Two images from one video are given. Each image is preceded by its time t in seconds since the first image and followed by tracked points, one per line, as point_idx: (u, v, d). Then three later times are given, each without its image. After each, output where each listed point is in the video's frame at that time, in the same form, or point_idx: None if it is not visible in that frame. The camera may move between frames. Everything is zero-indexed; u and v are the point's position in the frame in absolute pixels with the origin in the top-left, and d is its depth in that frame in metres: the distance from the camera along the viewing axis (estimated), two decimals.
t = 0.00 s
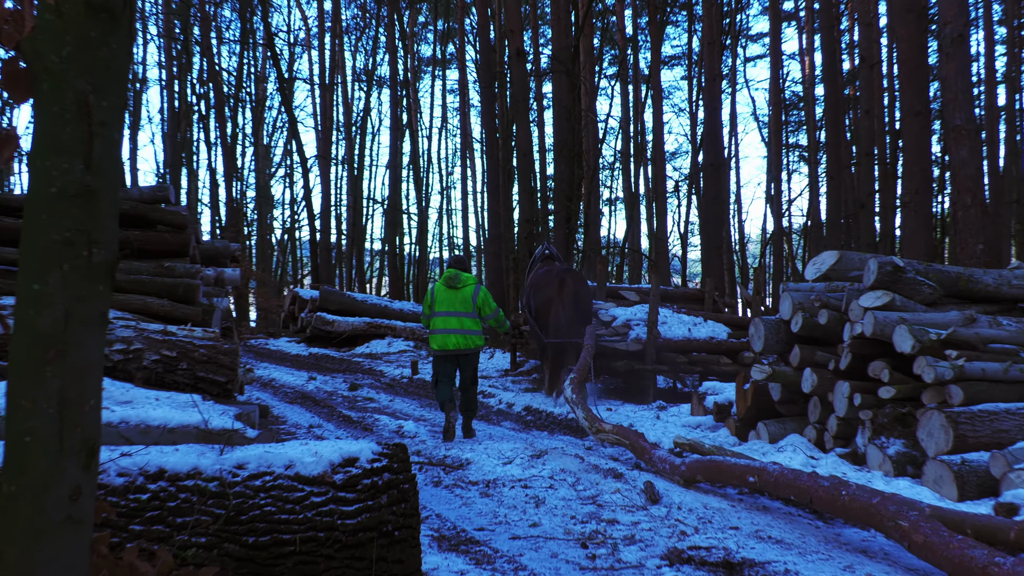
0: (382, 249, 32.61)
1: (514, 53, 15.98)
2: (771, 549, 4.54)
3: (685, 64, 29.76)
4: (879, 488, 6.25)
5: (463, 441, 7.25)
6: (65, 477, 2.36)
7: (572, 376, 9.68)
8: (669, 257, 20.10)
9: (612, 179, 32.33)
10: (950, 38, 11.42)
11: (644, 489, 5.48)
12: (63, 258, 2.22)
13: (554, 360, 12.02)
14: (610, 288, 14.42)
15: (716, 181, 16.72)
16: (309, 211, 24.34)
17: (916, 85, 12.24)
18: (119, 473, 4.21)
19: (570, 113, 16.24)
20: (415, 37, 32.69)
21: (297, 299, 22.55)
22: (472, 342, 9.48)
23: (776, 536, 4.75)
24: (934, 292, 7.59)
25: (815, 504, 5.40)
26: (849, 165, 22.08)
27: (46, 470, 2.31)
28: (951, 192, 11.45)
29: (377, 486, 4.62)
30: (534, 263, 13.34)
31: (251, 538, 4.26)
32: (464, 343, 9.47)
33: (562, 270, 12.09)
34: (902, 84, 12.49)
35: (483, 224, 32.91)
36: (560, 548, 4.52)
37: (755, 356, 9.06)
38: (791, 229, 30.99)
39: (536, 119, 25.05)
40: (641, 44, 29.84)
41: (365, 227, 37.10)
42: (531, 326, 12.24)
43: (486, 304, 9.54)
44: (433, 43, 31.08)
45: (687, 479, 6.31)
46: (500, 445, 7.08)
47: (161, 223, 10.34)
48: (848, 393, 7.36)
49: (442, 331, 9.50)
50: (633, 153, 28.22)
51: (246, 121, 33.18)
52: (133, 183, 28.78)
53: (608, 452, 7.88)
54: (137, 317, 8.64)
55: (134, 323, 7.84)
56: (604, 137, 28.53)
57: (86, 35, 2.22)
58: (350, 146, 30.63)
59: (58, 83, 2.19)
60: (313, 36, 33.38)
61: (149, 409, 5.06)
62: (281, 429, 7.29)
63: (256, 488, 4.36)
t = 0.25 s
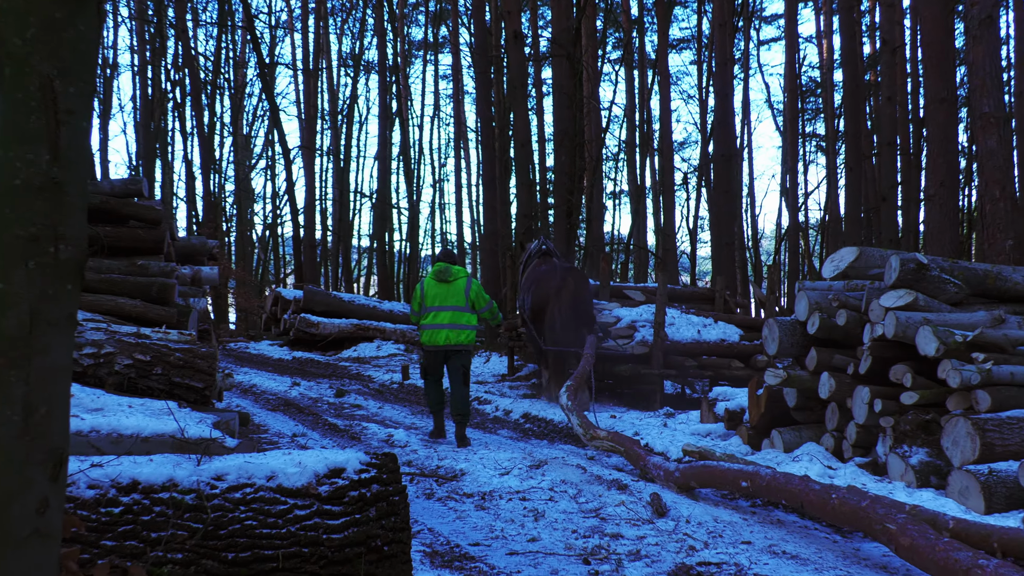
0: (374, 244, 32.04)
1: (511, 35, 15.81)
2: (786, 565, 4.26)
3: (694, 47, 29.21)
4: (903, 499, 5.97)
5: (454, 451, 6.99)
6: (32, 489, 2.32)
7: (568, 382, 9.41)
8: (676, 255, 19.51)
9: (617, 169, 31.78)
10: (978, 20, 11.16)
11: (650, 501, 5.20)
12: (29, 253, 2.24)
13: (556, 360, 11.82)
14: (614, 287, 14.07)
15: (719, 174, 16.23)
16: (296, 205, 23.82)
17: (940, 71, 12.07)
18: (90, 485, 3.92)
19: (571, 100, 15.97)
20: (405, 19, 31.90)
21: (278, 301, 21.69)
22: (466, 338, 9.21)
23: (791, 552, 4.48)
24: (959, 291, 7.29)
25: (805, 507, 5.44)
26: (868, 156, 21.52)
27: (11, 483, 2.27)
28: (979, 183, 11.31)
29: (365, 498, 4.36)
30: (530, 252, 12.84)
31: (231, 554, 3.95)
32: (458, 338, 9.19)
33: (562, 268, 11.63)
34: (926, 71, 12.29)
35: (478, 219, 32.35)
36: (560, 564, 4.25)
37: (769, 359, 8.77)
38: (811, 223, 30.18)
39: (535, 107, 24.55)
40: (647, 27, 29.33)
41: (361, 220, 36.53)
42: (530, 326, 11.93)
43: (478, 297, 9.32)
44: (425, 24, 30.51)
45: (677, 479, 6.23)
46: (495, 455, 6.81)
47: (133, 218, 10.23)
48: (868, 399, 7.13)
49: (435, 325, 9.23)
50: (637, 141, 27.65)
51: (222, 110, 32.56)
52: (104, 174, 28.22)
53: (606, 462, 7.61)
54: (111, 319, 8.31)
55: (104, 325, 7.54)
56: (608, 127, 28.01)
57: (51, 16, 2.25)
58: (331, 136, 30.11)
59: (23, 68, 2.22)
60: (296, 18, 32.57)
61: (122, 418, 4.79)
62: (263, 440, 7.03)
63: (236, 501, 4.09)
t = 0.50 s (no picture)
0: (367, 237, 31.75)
1: (506, 20, 15.86)
2: (791, 570, 4.11)
3: (695, 32, 28.89)
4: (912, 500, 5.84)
5: (447, 451, 6.85)
6: (9, 492, 2.21)
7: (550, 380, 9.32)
8: (676, 246, 19.19)
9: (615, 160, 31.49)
10: (989, 3, 11.11)
11: (650, 503, 5.05)
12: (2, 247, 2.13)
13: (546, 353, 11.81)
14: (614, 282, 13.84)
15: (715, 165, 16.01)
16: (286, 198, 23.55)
17: (951, 56, 11.90)
18: (68, 488, 3.81)
19: (567, 87, 15.82)
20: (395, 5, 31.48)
21: (263, 296, 21.90)
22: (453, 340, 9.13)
23: (796, 556, 4.32)
24: (972, 285, 7.10)
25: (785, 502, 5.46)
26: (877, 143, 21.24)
27: None
28: (992, 173, 11.14)
29: (354, 502, 4.18)
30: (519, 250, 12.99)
31: (215, 560, 3.82)
32: (445, 341, 9.11)
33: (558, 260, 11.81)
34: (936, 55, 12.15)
35: (472, 211, 32.09)
36: (556, 570, 4.08)
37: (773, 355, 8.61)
38: (816, 214, 29.84)
39: (530, 95, 24.26)
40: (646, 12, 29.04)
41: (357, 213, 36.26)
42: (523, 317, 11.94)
43: (461, 296, 9.19)
44: (416, 10, 30.22)
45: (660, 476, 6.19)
46: (491, 455, 6.66)
47: (112, 211, 10.01)
48: (876, 397, 6.98)
49: (421, 330, 9.13)
50: (636, 130, 27.36)
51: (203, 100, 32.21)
52: (81, 165, 27.88)
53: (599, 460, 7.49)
54: (90, 316, 8.20)
55: (83, 323, 7.49)
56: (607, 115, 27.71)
57: None
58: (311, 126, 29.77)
59: None
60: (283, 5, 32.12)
61: (100, 419, 4.67)
62: (249, 441, 6.90)
63: (220, 504, 3.92)
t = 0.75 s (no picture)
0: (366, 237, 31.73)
1: (505, 20, 15.88)
2: (792, 569, 4.10)
3: (694, 32, 28.92)
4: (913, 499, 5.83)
5: (445, 451, 6.85)
6: (7, 493, 2.21)
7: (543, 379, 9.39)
8: (677, 246, 19.12)
9: (615, 159, 31.47)
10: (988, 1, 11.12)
11: (651, 503, 5.04)
12: None
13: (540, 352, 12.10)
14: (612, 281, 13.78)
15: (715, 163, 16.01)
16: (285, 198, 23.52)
17: (952, 54, 11.89)
18: (67, 489, 3.81)
19: (566, 86, 15.84)
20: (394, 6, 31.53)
21: (263, 296, 21.97)
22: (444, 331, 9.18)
23: (797, 555, 4.31)
24: (971, 283, 7.11)
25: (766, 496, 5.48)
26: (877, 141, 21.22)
27: None
28: (991, 172, 11.10)
29: (354, 502, 4.17)
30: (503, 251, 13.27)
31: (214, 560, 3.82)
32: (435, 333, 9.16)
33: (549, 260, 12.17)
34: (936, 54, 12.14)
35: (472, 211, 32.07)
36: (556, 569, 4.07)
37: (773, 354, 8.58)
38: (816, 212, 29.80)
39: (530, 94, 24.26)
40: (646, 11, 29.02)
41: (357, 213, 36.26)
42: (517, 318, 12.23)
43: (454, 288, 9.24)
44: (415, 9, 30.22)
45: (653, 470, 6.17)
46: (490, 455, 6.66)
47: (111, 211, 9.96)
48: (877, 397, 6.96)
49: (412, 321, 9.16)
50: (636, 129, 27.31)
51: (201, 100, 32.18)
52: (81, 164, 27.90)
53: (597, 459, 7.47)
54: (88, 316, 8.22)
55: (82, 323, 7.56)
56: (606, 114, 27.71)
57: None
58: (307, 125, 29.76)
59: None
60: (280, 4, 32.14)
61: (99, 419, 4.68)
62: (248, 441, 6.90)
63: (220, 505, 3.92)
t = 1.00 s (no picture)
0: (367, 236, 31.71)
1: (507, 18, 15.87)
2: (795, 565, 4.10)
3: (696, 28, 28.95)
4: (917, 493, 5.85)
5: (448, 448, 6.85)
6: (9, 482, 2.27)
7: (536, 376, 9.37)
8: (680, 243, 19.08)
9: (617, 155, 31.47)
10: None
11: (654, 499, 5.03)
12: None
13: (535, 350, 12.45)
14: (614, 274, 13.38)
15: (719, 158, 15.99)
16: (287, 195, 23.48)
17: (954, 50, 11.93)
18: (70, 486, 3.80)
19: (569, 81, 15.89)
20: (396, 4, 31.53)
21: (265, 294, 21.51)
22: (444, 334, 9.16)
23: (801, 550, 4.31)
24: (974, 278, 7.11)
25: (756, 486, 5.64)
26: (879, 137, 21.26)
27: None
28: (994, 167, 11.10)
29: (356, 499, 4.16)
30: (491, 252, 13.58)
31: (216, 557, 3.81)
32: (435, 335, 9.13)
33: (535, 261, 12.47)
34: (938, 50, 12.18)
35: (474, 209, 32.01)
36: (561, 565, 4.09)
37: (775, 350, 8.58)
38: (819, 208, 29.75)
39: (532, 91, 24.29)
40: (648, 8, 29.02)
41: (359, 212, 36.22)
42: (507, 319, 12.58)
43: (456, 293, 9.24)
44: (417, 5, 30.20)
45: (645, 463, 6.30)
46: (493, 451, 6.65)
47: (113, 209, 10.00)
48: (881, 392, 6.95)
49: (412, 323, 9.14)
50: (638, 125, 27.25)
51: (204, 97, 32.16)
52: (84, 163, 27.97)
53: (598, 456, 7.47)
54: (90, 315, 8.20)
55: (84, 321, 7.47)
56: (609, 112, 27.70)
57: None
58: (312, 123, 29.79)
59: None
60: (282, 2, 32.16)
61: (103, 416, 4.71)
62: (251, 438, 6.89)
63: (222, 502, 3.92)
